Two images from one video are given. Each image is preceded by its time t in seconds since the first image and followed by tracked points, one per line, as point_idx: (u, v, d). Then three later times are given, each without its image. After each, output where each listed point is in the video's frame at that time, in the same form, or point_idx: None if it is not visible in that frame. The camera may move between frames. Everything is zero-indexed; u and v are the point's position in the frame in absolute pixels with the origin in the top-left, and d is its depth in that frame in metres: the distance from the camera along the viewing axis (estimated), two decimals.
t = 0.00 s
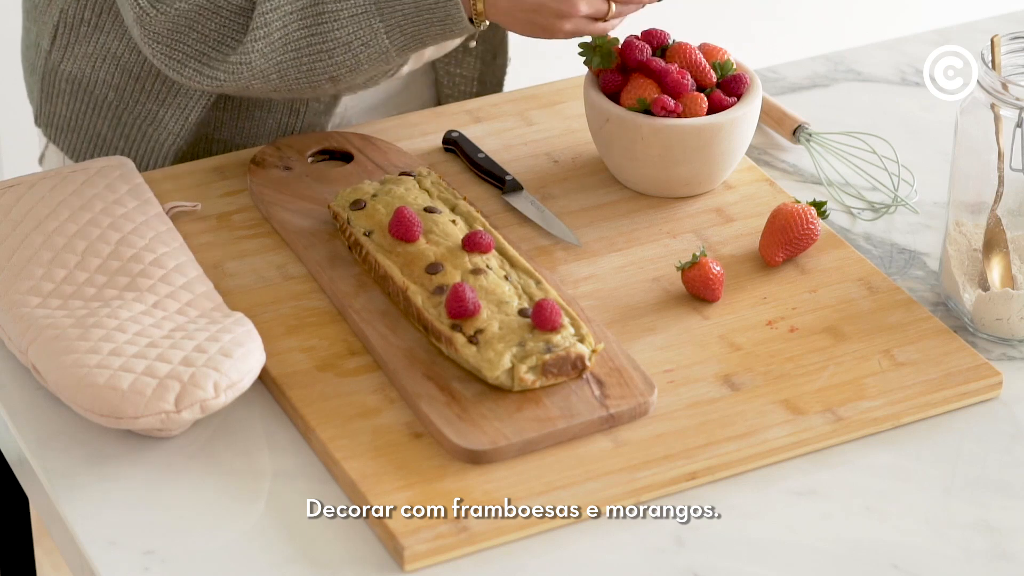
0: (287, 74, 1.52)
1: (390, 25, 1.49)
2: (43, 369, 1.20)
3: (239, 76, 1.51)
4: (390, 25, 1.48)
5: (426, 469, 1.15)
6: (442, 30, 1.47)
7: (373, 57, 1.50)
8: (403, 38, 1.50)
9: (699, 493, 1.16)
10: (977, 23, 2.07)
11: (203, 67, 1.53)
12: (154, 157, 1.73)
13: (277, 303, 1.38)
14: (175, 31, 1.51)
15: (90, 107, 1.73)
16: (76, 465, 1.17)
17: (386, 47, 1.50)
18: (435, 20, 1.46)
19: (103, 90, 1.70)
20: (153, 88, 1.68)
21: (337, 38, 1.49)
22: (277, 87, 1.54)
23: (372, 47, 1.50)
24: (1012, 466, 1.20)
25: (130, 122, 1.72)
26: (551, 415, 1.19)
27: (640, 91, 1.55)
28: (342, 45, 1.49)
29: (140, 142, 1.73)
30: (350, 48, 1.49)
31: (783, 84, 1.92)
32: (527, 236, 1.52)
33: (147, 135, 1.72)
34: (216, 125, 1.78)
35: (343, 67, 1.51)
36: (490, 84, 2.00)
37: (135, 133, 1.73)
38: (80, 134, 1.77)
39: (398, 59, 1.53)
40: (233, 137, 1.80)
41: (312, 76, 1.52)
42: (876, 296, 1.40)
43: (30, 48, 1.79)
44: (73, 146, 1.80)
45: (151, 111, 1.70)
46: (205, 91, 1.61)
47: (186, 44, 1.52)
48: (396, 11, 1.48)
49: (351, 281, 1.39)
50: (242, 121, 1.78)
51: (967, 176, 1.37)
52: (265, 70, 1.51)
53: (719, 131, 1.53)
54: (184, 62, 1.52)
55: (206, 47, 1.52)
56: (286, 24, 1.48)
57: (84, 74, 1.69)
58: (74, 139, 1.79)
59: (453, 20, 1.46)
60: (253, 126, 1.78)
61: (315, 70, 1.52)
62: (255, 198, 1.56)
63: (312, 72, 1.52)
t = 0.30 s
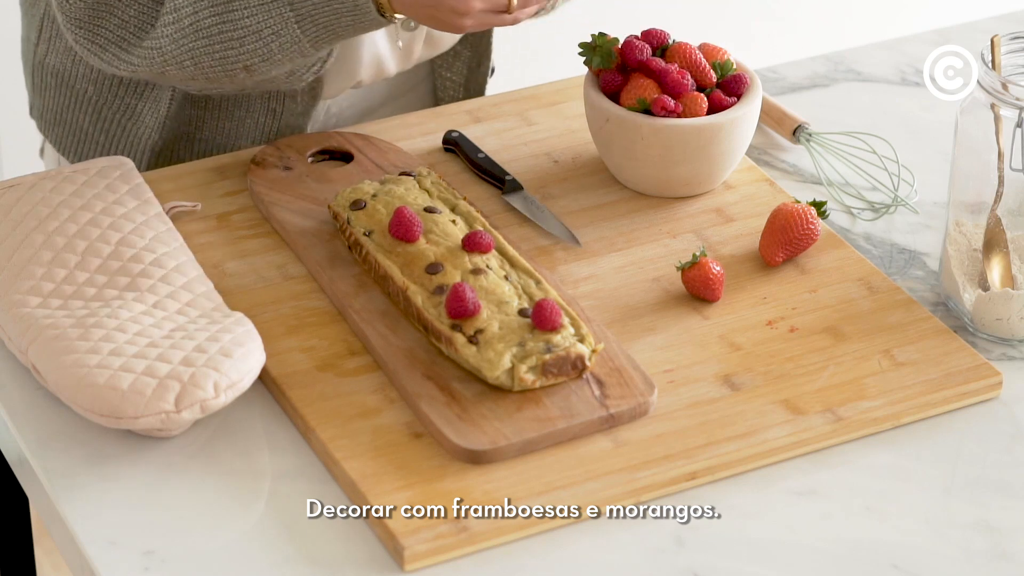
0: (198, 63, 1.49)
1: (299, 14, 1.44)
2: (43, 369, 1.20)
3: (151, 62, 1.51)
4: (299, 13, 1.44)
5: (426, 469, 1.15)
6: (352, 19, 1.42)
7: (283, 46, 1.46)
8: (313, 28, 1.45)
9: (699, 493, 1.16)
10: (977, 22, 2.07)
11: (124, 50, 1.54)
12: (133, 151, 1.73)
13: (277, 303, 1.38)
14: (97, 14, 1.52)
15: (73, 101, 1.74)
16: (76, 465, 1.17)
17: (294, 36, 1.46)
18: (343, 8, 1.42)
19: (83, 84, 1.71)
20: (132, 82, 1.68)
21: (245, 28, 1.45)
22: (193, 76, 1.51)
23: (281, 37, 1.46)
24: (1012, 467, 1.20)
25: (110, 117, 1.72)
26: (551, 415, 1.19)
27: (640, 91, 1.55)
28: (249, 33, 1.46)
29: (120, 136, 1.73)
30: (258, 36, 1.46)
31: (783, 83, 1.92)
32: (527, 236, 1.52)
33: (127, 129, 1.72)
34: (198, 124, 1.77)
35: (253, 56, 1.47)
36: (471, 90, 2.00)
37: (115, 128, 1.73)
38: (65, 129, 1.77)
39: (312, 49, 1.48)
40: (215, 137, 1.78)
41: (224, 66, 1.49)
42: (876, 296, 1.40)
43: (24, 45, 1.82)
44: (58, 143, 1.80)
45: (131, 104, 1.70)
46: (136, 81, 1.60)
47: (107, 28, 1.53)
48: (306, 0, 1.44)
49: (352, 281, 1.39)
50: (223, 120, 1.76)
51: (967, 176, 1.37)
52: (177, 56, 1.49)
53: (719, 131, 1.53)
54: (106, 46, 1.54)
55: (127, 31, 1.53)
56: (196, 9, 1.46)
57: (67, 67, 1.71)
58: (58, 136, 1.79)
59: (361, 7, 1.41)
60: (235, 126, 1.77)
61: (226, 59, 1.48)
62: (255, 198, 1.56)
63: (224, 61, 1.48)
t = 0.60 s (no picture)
0: (51, 41, 1.54)
1: (136, 19, 1.46)
2: (43, 369, 1.20)
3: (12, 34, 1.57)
4: (135, 18, 1.46)
5: (426, 469, 1.15)
6: (177, 36, 1.42)
7: (116, 44, 1.48)
8: (147, 37, 1.46)
9: (699, 493, 1.16)
10: (977, 22, 2.07)
11: None
12: (94, 143, 1.84)
13: (277, 303, 1.38)
14: None
15: (45, 90, 1.87)
16: (76, 464, 1.18)
17: (128, 38, 1.47)
18: (171, 22, 1.41)
19: (52, 74, 1.83)
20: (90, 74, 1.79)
21: (87, 19, 1.49)
22: (49, 55, 1.56)
23: (118, 35, 1.48)
24: (1012, 467, 1.20)
25: (74, 107, 1.84)
26: (551, 415, 1.19)
27: (640, 91, 1.55)
28: (89, 24, 1.49)
29: (84, 127, 1.84)
30: (97, 29, 1.49)
31: (783, 83, 1.92)
32: (527, 236, 1.52)
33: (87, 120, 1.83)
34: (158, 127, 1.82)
35: (95, 49, 1.50)
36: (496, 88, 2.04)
37: (80, 118, 1.84)
38: (43, 116, 1.90)
39: (146, 58, 1.48)
40: (173, 142, 1.82)
41: (72, 51, 1.53)
42: (876, 296, 1.40)
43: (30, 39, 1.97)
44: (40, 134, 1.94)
45: (93, 96, 1.81)
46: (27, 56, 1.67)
47: None
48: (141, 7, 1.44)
49: (351, 281, 1.39)
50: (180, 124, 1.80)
51: (967, 176, 1.37)
52: (35, 29, 1.54)
53: (719, 131, 1.53)
54: None
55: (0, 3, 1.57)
56: None
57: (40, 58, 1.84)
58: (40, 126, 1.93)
59: (183, 27, 1.40)
60: (190, 131, 1.80)
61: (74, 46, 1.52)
62: (256, 198, 1.56)
63: (71, 46, 1.53)
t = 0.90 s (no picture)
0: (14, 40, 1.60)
1: (85, 27, 1.52)
2: (43, 369, 1.20)
3: None
4: (83, 26, 1.52)
5: (426, 469, 1.15)
6: (121, 45, 1.48)
7: (67, 48, 1.54)
8: (96, 45, 1.52)
9: (698, 493, 1.16)
10: (976, 22, 2.07)
11: None
12: (76, 139, 1.85)
13: (277, 303, 1.38)
14: None
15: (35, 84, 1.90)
16: (76, 465, 1.17)
17: (77, 44, 1.54)
18: (114, 33, 1.48)
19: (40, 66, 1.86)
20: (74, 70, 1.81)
21: (39, 22, 1.54)
22: (15, 52, 1.62)
23: (69, 41, 1.54)
24: (1012, 467, 1.20)
25: (58, 102, 1.85)
26: (551, 415, 1.19)
27: (639, 91, 1.55)
28: (40, 27, 1.55)
29: (66, 122, 1.86)
30: (48, 33, 1.54)
31: (783, 83, 1.92)
32: (527, 236, 1.52)
33: (70, 114, 1.85)
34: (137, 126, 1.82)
35: (47, 51, 1.56)
36: (492, 85, 2.05)
37: (62, 113, 1.86)
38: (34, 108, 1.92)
39: (95, 63, 1.55)
40: (152, 142, 1.82)
41: (27, 51, 1.59)
42: (876, 296, 1.40)
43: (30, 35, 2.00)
44: (30, 127, 1.96)
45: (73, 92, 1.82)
46: None
47: None
48: (93, 17, 1.51)
49: (351, 281, 1.39)
50: (159, 125, 1.80)
51: (967, 176, 1.37)
52: None
53: (719, 131, 1.53)
54: None
55: None
56: None
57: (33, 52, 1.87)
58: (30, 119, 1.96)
59: (123, 40, 1.47)
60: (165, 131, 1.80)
61: (28, 46, 1.58)
62: (256, 198, 1.56)
63: (30, 47, 1.58)
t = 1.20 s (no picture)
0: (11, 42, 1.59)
1: (83, 30, 1.51)
2: (43, 369, 1.20)
3: None
4: (82, 29, 1.52)
5: (426, 469, 1.15)
6: (121, 49, 1.48)
7: (66, 52, 1.54)
8: (95, 48, 1.52)
9: (698, 493, 1.16)
10: (976, 23, 2.07)
11: None
12: (71, 140, 1.84)
13: (277, 303, 1.38)
14: None
15: (29, 85, 1.89)
16: (76, 465, 1.17)
17: (75, 48, 1.53)
18: (114, 36, 1.48)
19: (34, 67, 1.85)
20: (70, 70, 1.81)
21: (37, 25, 1.53)
22: (11, 54, 1.61)
23: (67, 44, 1.53)
24: (1012, 467, 1.20)
25: (53, 102, 1.85)
26: (551, 415, 1.19)
27: (639, 91, 1.55)
28: (38, 30, 1.54)
29: (61, 123, 1.85)
30: (46, 36, 1.53)
31: (783, 83, 1.92)
32: (527, 236, 1.52)
33: (65, 115, 1.84)
34: (133, 125, 1.82)
35: (46, 55, 1.55)
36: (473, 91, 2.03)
37: (57, 114, 1.85)
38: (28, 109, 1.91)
39: (94, 67, 1.55)
40: (149, 141, 1.81)
41: (25, 54, 1.58)
42: (876, 296, 1.40)
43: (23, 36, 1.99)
44: (25, 127, 1.95)
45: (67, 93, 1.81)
46: None
47: None
48: (91, 21, 1.50)
49: (351, 281, 1.39)
50: (156, 123, 1.80)
51: (967, 176, 1.37)
52: None
53: (719, 131, 1.53)
54: None
55: None
56: None
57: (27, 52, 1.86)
58: (24, 120, 1.94)
59: (123, 43, 1.47)
60: (162, 129, 1.79)
61: (26, 49, 1.57)
62: (256, 197, 1.56)
63: (27, 49, 1.57)
